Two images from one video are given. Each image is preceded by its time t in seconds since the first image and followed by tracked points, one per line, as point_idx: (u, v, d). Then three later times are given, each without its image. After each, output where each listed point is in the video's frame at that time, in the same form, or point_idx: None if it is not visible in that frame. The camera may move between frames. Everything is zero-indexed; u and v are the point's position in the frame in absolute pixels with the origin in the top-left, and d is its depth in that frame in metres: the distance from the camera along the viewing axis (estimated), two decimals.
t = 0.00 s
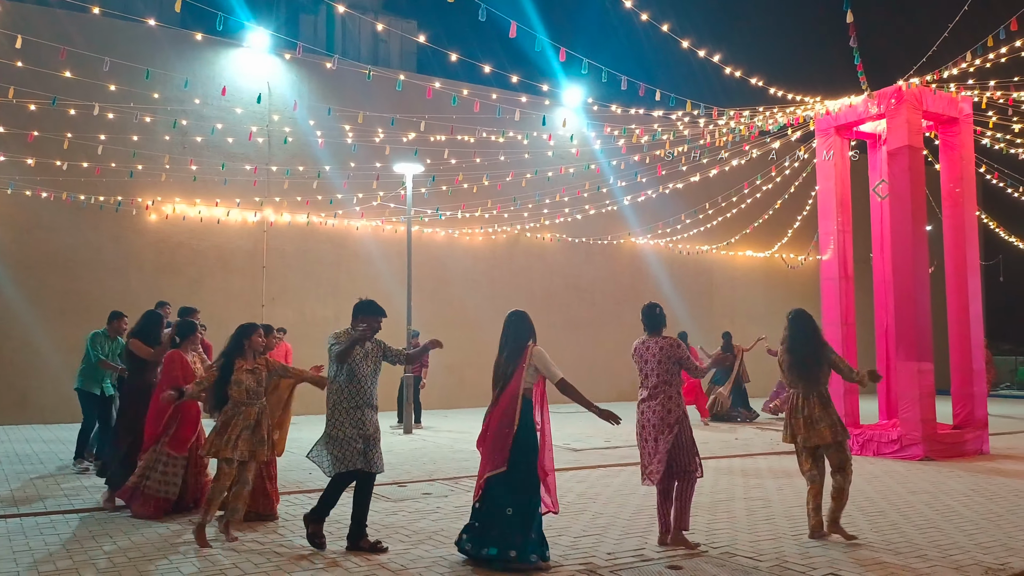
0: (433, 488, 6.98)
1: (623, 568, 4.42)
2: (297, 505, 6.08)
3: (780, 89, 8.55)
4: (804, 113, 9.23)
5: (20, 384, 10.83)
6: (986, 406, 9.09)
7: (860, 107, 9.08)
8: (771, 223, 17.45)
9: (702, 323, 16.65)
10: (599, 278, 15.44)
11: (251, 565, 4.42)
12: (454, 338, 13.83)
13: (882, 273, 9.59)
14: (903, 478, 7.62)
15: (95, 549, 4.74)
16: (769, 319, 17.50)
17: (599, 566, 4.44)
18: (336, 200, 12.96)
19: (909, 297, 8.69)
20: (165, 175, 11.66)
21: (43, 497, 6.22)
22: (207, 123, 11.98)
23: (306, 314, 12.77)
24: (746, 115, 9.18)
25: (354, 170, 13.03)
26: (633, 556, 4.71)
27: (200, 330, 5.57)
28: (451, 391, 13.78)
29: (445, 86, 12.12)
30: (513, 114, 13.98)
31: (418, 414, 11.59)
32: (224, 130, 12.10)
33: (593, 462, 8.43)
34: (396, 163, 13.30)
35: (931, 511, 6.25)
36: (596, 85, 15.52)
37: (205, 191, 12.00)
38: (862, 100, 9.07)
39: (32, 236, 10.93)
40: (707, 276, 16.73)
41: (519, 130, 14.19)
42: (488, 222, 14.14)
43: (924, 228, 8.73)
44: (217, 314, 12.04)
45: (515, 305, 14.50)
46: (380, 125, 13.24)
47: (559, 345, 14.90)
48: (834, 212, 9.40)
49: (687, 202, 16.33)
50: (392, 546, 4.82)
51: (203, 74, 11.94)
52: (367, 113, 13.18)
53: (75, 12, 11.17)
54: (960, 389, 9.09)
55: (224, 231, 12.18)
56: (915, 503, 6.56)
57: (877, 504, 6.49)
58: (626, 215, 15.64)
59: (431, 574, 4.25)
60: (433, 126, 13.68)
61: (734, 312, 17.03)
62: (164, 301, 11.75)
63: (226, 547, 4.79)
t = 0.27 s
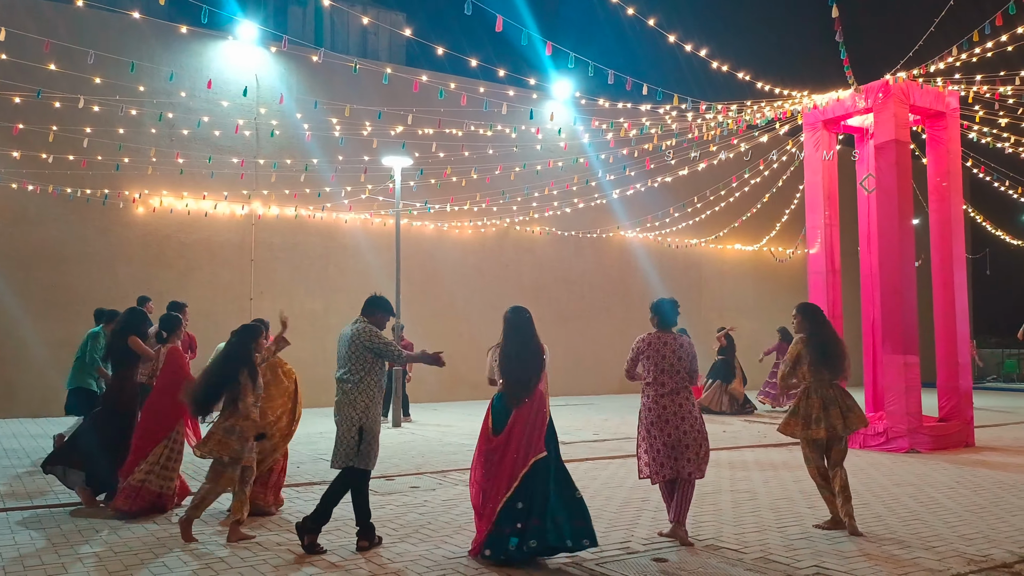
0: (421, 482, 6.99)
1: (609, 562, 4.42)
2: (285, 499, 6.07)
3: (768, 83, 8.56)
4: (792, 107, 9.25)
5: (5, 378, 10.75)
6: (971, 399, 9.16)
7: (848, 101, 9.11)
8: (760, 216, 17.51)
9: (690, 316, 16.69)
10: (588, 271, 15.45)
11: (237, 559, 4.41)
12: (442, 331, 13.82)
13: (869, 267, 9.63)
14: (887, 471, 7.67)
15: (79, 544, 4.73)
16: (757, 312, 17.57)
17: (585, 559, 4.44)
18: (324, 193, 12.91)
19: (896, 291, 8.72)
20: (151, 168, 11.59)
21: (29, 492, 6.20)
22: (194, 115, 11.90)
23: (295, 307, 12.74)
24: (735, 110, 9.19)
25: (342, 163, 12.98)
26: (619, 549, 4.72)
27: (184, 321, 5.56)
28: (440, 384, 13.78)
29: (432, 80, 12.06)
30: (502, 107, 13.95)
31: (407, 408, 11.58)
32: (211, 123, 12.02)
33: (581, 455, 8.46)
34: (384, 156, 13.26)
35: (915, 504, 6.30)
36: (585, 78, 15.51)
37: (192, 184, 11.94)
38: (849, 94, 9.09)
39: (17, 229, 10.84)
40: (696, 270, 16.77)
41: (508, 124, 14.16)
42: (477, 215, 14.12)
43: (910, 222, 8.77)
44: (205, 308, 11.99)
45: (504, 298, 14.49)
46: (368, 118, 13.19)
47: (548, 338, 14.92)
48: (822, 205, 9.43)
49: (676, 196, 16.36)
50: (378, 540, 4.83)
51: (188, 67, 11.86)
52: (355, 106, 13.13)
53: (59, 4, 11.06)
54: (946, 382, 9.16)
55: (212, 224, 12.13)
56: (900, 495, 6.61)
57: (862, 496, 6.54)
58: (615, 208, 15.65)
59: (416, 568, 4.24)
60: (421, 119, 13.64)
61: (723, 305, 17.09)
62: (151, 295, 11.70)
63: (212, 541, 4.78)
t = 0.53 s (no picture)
0: (408, 471, 6.99)
1: (593, 550, 4.43)
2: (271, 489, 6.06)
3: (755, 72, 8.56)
4: (779, 96, 9.26)
5: None
6: (956, 387, 9.22)
7: (834, 91, 9.12)
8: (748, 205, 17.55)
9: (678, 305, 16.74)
10: (576, 261, 15.46)
11: (221, 550, 4.39)
12: (430, 320, 13.80)
13: (855, 256, 9.67)
14: (872, 459, 7.74)
15: (66, 533, 4.73)
16: (745, 301, 17.63)
17: (570, 548, 4.45)
18: (312, 182, 12.85)
19: (882, 279, 8.76)
20: (136, 157, 11.49)
21: (16, 481, 6.19)
22: (178, 104, 11.80)
23: (282, 297, 12.69)
24: (722, 99, 9.20)
25: (329, 152, 12.92)
26: (604, 538, 4.73)
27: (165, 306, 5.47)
28: (428, 374, 13.77)
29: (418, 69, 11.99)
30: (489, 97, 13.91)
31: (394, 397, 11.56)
32: (196, 111, 11.92)
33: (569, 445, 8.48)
34: (371, 145, 13.20)
35: (899, 491, 6.34)
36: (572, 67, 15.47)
37: (178, 173, 11.86)
38: (836, 83, 9.11)
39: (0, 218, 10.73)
40: (683, 259, 16.81)
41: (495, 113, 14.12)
42: (465, 205, 14.10)
43: (896, 212, 8.80)
44: (191, 298, 11.93)
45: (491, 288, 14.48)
46: (354, 107, 13.12)
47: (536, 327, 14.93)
48: (808, 195, 9.45)
49: (664, 185, 16.37)
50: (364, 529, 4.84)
51: (172, 56, 11.75)
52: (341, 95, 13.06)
53: None
54: (931, 370, 9.22)
55: (199, 214, 12.06)
56: (884, 483, 6.66)
57: (847, 484, 6.58)
58: (604, 198, 15.65)
59: (401, 558, 4.23)
60: (407, 108, 13.59)
61: (711, 295, 17.13)
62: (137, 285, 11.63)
63: (196, 532, 4.75)
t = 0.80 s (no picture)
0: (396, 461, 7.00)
1: (579, 539, 4.45)
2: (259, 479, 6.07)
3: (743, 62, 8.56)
4: (767, 87, 9.26)
5: None
6: (941, 376, 9.29)
7: (822, 81, 9.13)
8: (737, 195, 17.58)
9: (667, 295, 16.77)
10: (565, 251, 15.46)
11: (206, 541, 4.38)
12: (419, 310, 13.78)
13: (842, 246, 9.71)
14: (857, 447, 7.79)
15: (51, 524, 4.73)
16: (733, 291, 17.69)
17: (555, 536, 4.47)
18: (299, 171, 12.78)
19: (868, 269, 8.79)
20: (121, 147, 11.40)
21: (2, 471, 6.18)
22: (163, 93, 11.70)
23: (270, 287, 12.64)
24: (710, 89, 9.20)
25: (316, 141, 12.85)
26: (589, 527, 4.75)
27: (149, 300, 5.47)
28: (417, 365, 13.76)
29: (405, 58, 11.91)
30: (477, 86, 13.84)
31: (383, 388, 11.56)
32: (182, 100, 11.82)
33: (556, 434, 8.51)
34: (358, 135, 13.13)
35: (883, 480, 6.39)
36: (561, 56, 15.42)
37: (164, 162, 11.78)
38: (824, 73, 9.11)
39: None
40: (672, 249, 16.82)
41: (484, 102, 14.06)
42: (453, 194, 14.06)
43: (883, 201, 8.83)
44: (178, 288, 11.88)
45: (480, 278, 14.46)
46: (341, 96, 13.04)
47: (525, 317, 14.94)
48: (796, 185, 9.47)
49: (653, 175, 16.36)
50: (351, 519, 4.85)
51: (156, 44, 11.64)
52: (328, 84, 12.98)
53: None
54: (917, 359, 9.28)
55: (186, 203, 11.99)
56: (868, 471, 6.71)
57: (831, 473, 6.63)
58: (593, 187, 15.64)
59: (387, 548, 4.24)
60: (394, 97, 13.52)
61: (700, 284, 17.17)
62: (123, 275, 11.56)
63: (181, 522, 4.75)
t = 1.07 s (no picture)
0: (384, 452, 7.00)
1: (565, 528, 4.46)
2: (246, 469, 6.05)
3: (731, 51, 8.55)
4: (755, 76, 9.25)
5: None
6: (928, 366, 9.34)
7: (811, 70, 9.13)
8: (726, 184, 17.60)
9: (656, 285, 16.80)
10: (554, 240, 15.45)
11: (191, 531, 4.37)
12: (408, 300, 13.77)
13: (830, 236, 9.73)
14: (844, 436, 7.84)
15: (37, 515, 4.73)
16: (723, 281, 17.73)
17: (542, 525, 4.48)
18: (287, 160, 12.71)
19: (856, 259, 8.82)
20: (107, 136, 11.32)
21: None
22: (149, 82, 11.59)
23: (258, 277, 12.59)
24: (699, 79, 9.19)
25: (304, 130, 12.77)
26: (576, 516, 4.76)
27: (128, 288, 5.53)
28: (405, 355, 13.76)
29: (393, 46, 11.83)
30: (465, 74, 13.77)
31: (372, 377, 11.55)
32: (168, 89, 11.71)
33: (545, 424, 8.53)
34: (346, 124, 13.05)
35: (868, 469, 6.44)
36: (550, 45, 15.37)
37: (151, 151, 11.70)
38: (812, 63, 9.11)
39: None
40: (662, 239, 16.84)
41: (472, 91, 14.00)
42: (442, 183, 14.02)
43: (871, 191, 8.85)
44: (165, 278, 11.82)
45: (469, 268, 14.45)
46: (328, 85, 12.95)
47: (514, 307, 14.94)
48: (785, 174, 9.47)
49: (643, 164, 16.35)
50: (337, 509, 4.86)
51: (141, 32, 11.52)
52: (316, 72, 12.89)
53: None
54: (903, 349, 9.34)
55: (173, 192, 11.92)
56: (854, 460, 6.75)
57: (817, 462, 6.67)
58: (583, 176, 15.61)
59: (373, 537, 4.24)
60: (382, 86, 13.44)
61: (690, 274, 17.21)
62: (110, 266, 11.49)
63: (167, 513, 4.73)
